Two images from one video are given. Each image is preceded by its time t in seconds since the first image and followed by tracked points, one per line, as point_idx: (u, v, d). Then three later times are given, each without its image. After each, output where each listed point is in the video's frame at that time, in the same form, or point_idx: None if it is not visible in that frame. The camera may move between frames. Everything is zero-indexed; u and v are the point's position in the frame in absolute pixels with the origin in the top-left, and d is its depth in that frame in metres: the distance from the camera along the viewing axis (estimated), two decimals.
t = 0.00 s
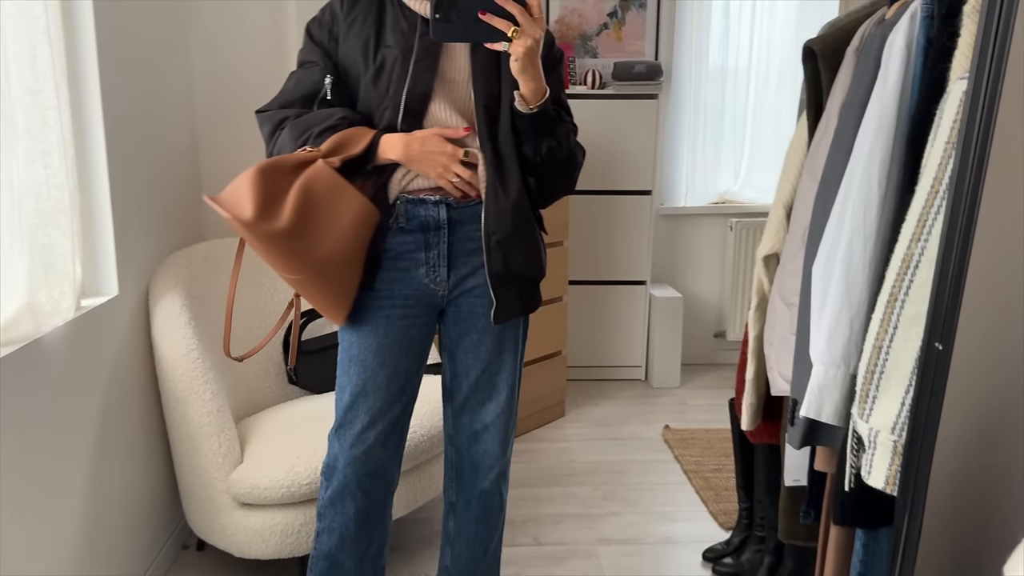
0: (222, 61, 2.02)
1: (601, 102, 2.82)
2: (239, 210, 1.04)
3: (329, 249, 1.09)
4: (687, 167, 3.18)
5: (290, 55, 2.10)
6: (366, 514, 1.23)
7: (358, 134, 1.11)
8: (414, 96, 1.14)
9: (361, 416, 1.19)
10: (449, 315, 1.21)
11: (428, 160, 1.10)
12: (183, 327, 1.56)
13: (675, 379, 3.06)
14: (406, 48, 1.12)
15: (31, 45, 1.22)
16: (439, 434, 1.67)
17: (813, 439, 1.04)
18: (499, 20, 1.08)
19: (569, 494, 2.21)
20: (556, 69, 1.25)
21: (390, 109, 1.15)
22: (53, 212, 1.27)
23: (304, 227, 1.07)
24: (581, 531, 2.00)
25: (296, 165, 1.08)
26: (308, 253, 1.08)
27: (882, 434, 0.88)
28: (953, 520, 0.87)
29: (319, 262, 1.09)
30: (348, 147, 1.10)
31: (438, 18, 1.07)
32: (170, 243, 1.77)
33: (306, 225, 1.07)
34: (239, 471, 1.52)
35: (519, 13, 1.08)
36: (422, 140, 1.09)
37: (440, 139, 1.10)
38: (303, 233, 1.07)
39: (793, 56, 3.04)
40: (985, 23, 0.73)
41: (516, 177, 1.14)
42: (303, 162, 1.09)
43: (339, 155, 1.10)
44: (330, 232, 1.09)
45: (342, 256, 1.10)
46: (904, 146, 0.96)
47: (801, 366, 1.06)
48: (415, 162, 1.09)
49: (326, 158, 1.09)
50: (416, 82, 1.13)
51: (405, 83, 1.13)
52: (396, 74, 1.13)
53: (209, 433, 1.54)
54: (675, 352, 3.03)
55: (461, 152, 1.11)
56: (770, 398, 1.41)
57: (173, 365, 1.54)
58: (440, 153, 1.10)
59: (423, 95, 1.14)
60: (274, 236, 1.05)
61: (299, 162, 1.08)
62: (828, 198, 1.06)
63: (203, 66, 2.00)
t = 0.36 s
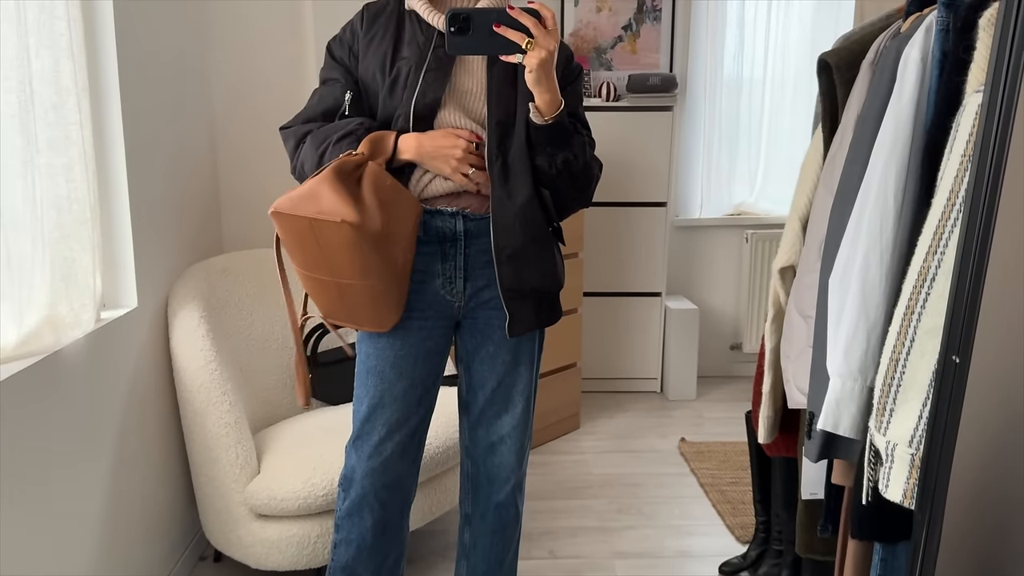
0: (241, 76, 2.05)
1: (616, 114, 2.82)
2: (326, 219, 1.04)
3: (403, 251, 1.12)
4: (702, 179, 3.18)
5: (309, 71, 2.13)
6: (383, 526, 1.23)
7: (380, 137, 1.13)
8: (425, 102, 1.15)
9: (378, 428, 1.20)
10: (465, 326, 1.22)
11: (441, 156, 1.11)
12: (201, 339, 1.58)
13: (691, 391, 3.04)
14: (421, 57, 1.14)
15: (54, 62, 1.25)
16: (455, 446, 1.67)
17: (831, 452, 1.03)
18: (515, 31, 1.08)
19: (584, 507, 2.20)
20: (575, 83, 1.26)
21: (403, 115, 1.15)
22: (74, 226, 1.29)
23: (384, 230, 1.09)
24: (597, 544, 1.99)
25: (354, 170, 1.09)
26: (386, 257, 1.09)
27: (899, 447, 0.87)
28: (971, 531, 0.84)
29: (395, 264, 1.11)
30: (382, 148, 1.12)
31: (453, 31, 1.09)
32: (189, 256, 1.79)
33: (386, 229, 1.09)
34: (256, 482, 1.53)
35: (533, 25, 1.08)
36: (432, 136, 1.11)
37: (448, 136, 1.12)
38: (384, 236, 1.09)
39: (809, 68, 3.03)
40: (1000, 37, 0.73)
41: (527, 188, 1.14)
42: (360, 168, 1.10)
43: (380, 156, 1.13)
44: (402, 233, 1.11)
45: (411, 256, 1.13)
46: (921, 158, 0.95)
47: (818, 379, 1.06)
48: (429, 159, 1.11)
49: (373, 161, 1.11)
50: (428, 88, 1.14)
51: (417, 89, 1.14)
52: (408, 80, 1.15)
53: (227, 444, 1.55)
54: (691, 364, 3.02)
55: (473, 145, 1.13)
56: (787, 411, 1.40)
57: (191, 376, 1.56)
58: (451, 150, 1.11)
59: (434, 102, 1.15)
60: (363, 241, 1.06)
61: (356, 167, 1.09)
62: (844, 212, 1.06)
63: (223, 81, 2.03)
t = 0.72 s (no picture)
0: (239, 92, 2.07)
1: (612, 127, 2.84)
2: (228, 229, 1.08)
3: (323, 253, 1.11)
4: (699, 190, 3.20)
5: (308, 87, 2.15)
6: (386, 542, 1.24)
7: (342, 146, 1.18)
8: (384, 116, 1.16)
9: (383, 446, 1.20)
10: (465, 340, 1.23)
11: (395, 161, 1.12)
12: (198, 353, 1.58)
13: (689, 402, 3.05)
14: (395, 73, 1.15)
15: (51, 80, 1.26)
16: (452, 459, 1.68)
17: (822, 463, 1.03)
18: (514, 44, 1.11)
19: (583, 519, 2.20)
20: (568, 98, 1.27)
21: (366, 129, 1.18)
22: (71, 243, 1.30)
23: (293, 234, 1.10)
24: (594, 557, 1.99)
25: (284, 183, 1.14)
26: (297, 260, 1.10)
27: (887, 458, 0.88)
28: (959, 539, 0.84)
29: (313, 266, 1.11)
30: (332, 160, 1.17)
31: (454, 44, 1.11)
32: (187, 270, 1.80)
33: (296, 233, 1.11)
34: (253, 496, 1.54)
35: (532, 38, 1.11)
36: (394, 143, 1.13)
37: (410, 146, 1.13)
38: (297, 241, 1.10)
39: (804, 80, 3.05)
40: (977, 53, 0.75)
41: (523, 203, 1.15)
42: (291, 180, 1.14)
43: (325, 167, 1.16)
44: (320, 235, 1.11)
45: (336, 256, 1.12)
46: (907, 172, 0.96)
47: (809, 391, 1.06)
48: (384, 162, 1.13)
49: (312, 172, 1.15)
50: (387, 102, 1.15)
51: (379, 103, 1.15)
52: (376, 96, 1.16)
53: (224, 458, 1.56)
54: (689, 375, 3.03)
55: (432, 155, 1.13)
56: (780, 423, 1.40)
57: (188, 391, 1.56)
58: (407, 155, 1.12)
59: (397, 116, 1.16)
60: (262, 246, 1.07)
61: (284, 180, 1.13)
62: (833, 225, 1.07)
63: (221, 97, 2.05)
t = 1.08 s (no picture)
0: (233, 104, 2.07)
1: (607, 134, 2.85)
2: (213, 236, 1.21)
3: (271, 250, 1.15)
4: (693, 197, 3.21)
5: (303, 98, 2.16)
6: (384, 553, 1.24)
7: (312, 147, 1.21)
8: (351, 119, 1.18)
9: (380, 456, 1.20)
10: (462, 350, 1.23)
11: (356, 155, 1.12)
12: (193, 365, 1.58)
13: (686, 409, 3.05)
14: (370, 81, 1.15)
15: (43, 94, 1.26)
16: (448, 468, 1.67)
17: (817, 469, 1.03)
18: (508, 53, 1.12)
19: (581, 527, 2.20)
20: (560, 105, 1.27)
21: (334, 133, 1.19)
22: (64, 256, 1.30)
23: (251, 233, 1.17)
24: (593, 565, 1.98)
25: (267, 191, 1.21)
26: (249, 258, 1.16)
27: (882, 463, 0.88)
28: (954, 539, 0.90)
29: (262, 263, 1.15)
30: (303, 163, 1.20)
31: (448, 53, 1.11)
32: (181, 282, 1.80)
33: (253, 233, 1.17)
34: (249, 508, 1.53)
35: (527, 47, 1.12)
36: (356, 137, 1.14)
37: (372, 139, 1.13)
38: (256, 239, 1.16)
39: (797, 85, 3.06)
40: (963, 59, 0.75)
41: (515, 213, 1.16)
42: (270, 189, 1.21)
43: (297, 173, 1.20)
44: (273, 233, 1.16)
45: (281, 252, 1.14)
46: (897, 177, 0.96)
47: (803, 397, 1.06)
48: (348, 156, 1.14)
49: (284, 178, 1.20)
50: (352, 107, 1.16)
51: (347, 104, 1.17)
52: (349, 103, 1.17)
53: (220, 471, 1.55)
54: (686, 381, 3.03)
55: (388, 146, 1.11)
56: (777, 428, 1.41)
57: (183, 403, 1.56)
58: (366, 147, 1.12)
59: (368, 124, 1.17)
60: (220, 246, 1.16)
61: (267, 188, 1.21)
62: (825, 230, 1.07)
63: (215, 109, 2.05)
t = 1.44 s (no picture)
0: (228, 109, 2.07)
1: (602, 136, 2.85)
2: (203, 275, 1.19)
3: (273, 284, 1.14)
4: (688, 197, 3.22)
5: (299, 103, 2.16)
6: (386, 553, 1.23)
7: (291, 168, 1.17)
8: (361, 126, 1.15)
9: (382, 456, 1.20)
10: (461, 350, 1.23)
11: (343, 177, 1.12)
12: (191, 371, 1.57)
13: (685, 410, 3.05)
14: (380, 84, 1.14)
15: (39, 101, 1.26)
16: (448, 472, 1.67)
17: (818, 465, 1.03)
18: (500, 59, 1.11)
19: (581, 529, 2.20)
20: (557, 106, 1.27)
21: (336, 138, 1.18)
22: (62, 263, 1.30)
23: (247, 269, 1.15)
24: (594, 567, 1.98)
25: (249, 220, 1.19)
26: (252, 295, 1.15)
27: (884, 458, 0.88)
28: (957, 534, 0.86)
29: (267, 298, 1.15)
30: (284, 186, 1.17)
31: (441, 59, 1.11)
32: (180, 289, 1.80)
33: (250, 267, 1.15)
34: (249, 514, 1.52)
35: (520, 53, 1.11)
36: (337, 158, 1.12)
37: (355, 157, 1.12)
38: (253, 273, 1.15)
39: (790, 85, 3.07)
40: (960, 54, 0.76)
41: (510, 215, 1.17)
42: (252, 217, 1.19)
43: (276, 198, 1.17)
44: (270, 266, 1.15)
45: (285, 285, 1.14)
46: (894, 174, 0.97)
47: (803, 394, 1.07)
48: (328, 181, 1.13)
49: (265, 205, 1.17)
50: (365, 113, 1.14)
51: (357, 112, 1.14)
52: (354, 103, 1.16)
53: (219, 477, 1.55)
54: (684, 382, 3.03)
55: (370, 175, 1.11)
56: (777, 427, 1.41)
57: (182, 410, 1.56)
58: (353, 168, 1.11)
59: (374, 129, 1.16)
60: (219, 287, 1.15)
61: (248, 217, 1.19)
62: (823, 228, 1.07)
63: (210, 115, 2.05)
